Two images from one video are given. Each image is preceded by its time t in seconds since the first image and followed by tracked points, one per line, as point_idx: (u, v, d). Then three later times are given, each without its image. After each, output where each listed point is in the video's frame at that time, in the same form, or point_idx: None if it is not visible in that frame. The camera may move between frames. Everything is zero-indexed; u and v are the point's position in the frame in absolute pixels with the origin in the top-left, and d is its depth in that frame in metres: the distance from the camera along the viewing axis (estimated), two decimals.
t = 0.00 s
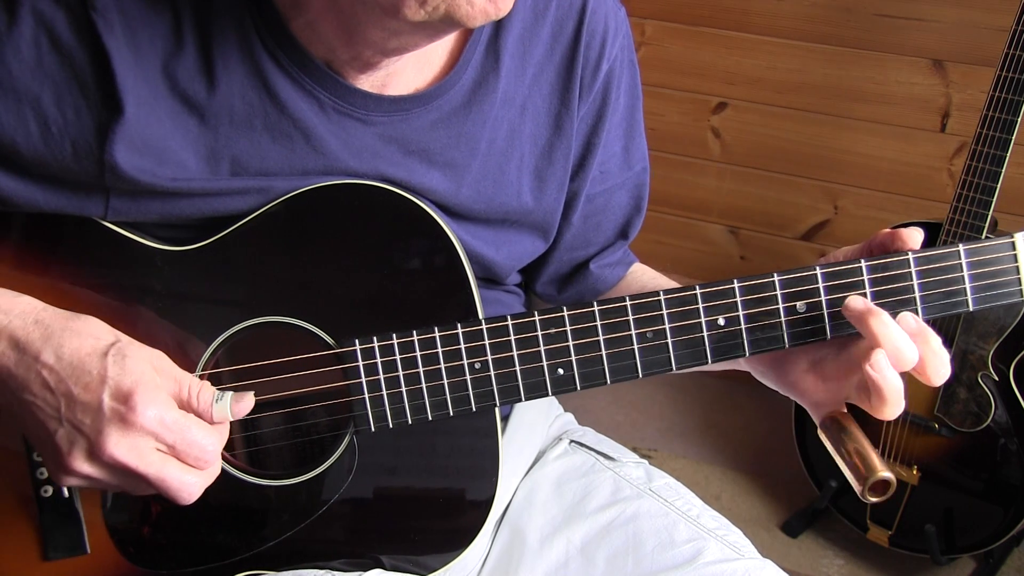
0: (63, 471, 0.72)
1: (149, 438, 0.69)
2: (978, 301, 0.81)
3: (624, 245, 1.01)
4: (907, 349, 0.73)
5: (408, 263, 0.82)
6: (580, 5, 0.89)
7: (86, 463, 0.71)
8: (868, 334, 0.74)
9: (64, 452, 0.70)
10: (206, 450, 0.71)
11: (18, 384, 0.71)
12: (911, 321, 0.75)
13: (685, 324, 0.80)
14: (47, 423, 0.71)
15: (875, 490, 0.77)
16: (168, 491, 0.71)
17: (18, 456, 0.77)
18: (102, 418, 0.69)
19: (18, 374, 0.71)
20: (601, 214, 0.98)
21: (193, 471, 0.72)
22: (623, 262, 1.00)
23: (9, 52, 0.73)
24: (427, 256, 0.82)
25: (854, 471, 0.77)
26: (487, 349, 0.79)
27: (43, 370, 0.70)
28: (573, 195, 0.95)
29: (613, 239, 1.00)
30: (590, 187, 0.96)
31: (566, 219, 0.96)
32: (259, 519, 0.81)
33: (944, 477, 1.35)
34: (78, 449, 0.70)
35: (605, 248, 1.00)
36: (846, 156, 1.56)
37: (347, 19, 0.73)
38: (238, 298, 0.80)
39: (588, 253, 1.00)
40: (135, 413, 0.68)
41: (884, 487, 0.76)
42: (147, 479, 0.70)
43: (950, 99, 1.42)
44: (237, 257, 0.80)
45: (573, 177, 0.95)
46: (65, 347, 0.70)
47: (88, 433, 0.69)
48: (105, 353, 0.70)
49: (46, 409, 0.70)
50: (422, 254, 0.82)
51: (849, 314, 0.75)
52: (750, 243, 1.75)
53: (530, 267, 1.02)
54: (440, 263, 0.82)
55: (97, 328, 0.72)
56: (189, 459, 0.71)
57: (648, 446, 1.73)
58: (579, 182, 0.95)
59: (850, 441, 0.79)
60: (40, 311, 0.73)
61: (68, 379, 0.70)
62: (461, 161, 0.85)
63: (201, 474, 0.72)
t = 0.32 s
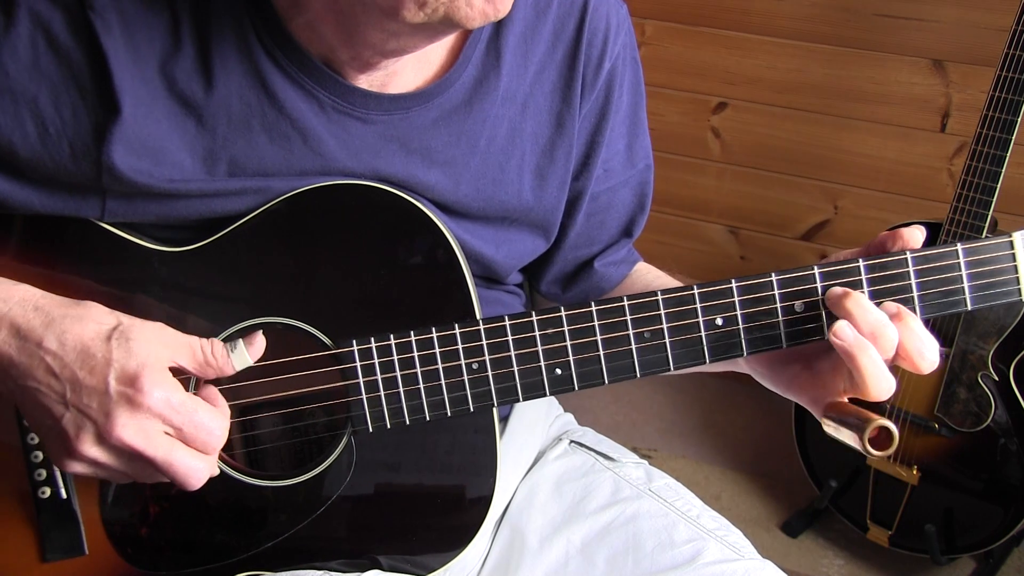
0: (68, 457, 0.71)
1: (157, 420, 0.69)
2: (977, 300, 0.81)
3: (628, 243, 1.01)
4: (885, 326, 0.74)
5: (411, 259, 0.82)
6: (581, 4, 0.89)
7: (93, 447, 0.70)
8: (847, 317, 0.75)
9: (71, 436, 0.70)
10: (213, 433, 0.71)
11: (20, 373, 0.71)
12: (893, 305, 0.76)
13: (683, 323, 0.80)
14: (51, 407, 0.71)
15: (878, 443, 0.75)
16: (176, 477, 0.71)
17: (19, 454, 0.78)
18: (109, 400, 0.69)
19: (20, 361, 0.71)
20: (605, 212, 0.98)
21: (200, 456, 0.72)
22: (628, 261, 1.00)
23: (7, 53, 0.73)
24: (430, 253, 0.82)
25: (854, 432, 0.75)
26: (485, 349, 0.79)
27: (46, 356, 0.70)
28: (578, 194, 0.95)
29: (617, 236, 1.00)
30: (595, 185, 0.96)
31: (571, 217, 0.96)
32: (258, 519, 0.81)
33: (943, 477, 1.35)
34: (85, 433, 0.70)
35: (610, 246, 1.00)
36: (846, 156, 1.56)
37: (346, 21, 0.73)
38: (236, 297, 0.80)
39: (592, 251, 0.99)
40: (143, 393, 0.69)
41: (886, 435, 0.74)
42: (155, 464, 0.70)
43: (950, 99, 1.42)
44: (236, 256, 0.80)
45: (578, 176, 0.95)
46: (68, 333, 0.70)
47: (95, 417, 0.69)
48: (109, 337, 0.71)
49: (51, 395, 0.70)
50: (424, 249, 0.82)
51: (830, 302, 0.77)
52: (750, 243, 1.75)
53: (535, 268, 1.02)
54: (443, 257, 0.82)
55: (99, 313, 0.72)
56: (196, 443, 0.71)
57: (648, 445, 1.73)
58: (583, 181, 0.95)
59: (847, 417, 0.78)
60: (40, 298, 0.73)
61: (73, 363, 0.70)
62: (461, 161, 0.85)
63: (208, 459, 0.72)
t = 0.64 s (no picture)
0: (51, 480, 0.72)
1: (136, 449, 0.69)
2: (975, 299, 0.81)
3: (638, 247, 1.01)
4: (904, 324, 0.73)
5: (398, 259, 0.82)
6: (580, 7, 0.89)
7: (72, 474, 0.71)
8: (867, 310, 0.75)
9: (53, 462, 0.71)
10: (194, 463, 0.71)
11: (7, 396, 0.71)
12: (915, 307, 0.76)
13: (682, 323, 0.80)
14: (35, 432, 0.71)
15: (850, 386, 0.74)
16: (156, 502, 0.71)
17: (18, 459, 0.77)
18: (90, 428, 0.69)
19: (6, 382, 0.71)
20: (613, 217, 0.98)
21: (181, 483, 0.72)
22: (637, 265, 1.00)
23: (4, 54, 0.74)
24: (417, 250, 0.82)
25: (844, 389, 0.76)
26: (485, 348, 0.79)
27: (31, 379, 0.70)
28: (582, 199, 0.95)
29: (625, 241, 1.00)
30: (599, 194, 0.96)
31: (574, 223, 0.96)
32: (258, 519, 0.81)
33: (944, 477, 1.35)
34: (66, 459, 0.70)
35: (618, 251, 1.00)
36: (846, 156, 1.56)
37: (345, 20, 0.73)
38: (237, 298, 0.80)
39: (601, 257, 1.00)
40: (123, 423, 0.68)
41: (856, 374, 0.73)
42: (134, 489, 0.70)
43: (950, 99, 1.42)
44: (237, 258, 0.80)
45: (581, 183, 0.95)
46: (54, 357, 0.70)
47: (75, 443, 0.69)
48: (94, 363, 0.71)
49: (35, 418, 0.71)
50: (411, 248, 0.82)
51: (850, 301, 0.78)
52: (750, 243, 1.74)
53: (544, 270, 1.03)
54: (431, 256, 0.82)
55: (86, 337, 0.73)
56: (176, 471, 0.71)
57: (648, 446, 1.73)
58: (585, 188, 0.94)
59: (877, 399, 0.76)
60: (29, 320, 0.73)
61: (56, 389, 0.70)
62: (460, 163, 0.85)
63: (188, 486, 0.72)
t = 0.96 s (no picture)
0: (60, 466, 0.72)
1: (146, 430, 0.70)
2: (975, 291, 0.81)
3: (657, 243, 1.00)
4: (986, 294, 0.74)
5: (400, 263, 0.82)
6: (576, 5, 0.89)
7: (83, 457, 0.71)
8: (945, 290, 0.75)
9: (62, 446, 0.71)
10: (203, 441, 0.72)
11: (13, 383, 0.71)
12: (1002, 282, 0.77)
13: (681, 319, 0.80)
14: (43, 418, 0.71)
15: (933, 340, 0.73)
16: (165, 483, 0.72)
17: (20, 458, 0.78)
18: (99, 411, 0.69)
19: (13, 370, 0.71)
20: (628, 214, 0.98)
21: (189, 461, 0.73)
22: (658, 262, 1.00)
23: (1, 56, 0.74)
24: (420, 255, 0.82)
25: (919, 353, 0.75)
26: (485, 346, 0.79)
27: (38, 365, 0.71)
28: (590, 194, 0.95)
29: (646, 238, 0.99)
30: (610, 189, 0.95)
31: (586, 218, 0.97)
32: (258, 519, 0.81)
33: (944, 476, 1.35)
34: (74, 443, 0.70)
35: (639, 250, 0.99)
36: (846, 156, 1.56)
37: (338, 17, 0.73)
38: (237, 297, 0.80)
39: (622, 255, 0.99)
40: (132, 405, 0.69)
41: (941, 325, 0.72)
42: (144, 471, 0.70)
43: (950, 99, 1.42)
44: (236, 256, 0.80)
45: (586, 177, 0.95)
46: (61, 342, 0.71)
47: (86, 427, 0.70)
48: (101, 348, 0.71)
49: (43, 404, 0.71)
50: (414, 251, 0.82)
51: (920, 278, 0.77)
52: (751, 243, 1.74)
53: (564, 265, 1.04)
54: (432, 262, 0.82)
55: (92, 323, 0.73)
56: (185, 450, 0.72)
57: (649, 446, 1.73)
58: (592, 182, 0.95)
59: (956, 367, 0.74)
60: (34, 309, 0.73)
61: (64, 374, 0.70)
62: (459, 162, 0.85)
63: (196, 464, 0.73)
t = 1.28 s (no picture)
0: (58, 470, 0.72)
1: (147, 435, 0.70)
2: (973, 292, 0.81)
3: (661, 238, 1.00)
4: (982, 295, 0.74)
5: (402, 265, 0.82)
6: (574, 4, 0.89)
7: (84, 461, 0.71)
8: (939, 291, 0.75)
9: (63, 450, 0.71)
10: (205, 452, 0.71)
11: (14, 386, 0.71)
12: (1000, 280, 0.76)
13: (680, 320, 0.80)
14: (43, 421, 0.71)
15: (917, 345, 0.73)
16: (165, 493, 0.71)
17: (19, 459, 0.78)
18: (100, 415, 0.69)
19: (14, 374, 0.71)
20: (630, 211, 0.98)
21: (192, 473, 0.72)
22: (663, 256, 1.00)
23: None
24: (421, 257, 0.82)
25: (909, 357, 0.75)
26: (484, 346, 0.79)
27: (39, 368, 0.71)
28: (592, 193, 0.95)
29: (647, 234, 1.00)
30: (611, 187, 0.95)
31: (589, 217, 0.97)
32: (258, 519, 0.81)
33: (944, 476, 1.35)
34: (76, 448, 0.70)
35: (642, 245, 1.00)
36: (845, 156, 1.56)
37: (336, 18, 0.73)
38: (237, 298, 0.80)
39: (625, 253, 1.00)
40: (133, 409, 0.69)
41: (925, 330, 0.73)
42: (144, 478, 0.70)
43: (950, 99, 1.42)
44: (235, 257, 0.80)
45: (587, 175, 0.94)
46: (62, 346, 0.71)
47: (86, 431, 0.70)
48: (103, 352, 0.71)
49: (42, 408, 0.71)
50: (416, 253, 0.82)
51: (917, 280, 0.77)
52: (751, 243, 1.74)
53: (567, 266, 1.04)
54: (433, 263, 0.82)
55: (93, 327, 0.73)
56: (186, 460, 0.71)
57: (649, 446, 1.73)
58: (593, 181, 0.94)
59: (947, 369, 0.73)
60: (34, 312, 0.73)
61: (65, 377, 0.70)
62: (457, 162, 0.85)
63: (198, 477, 0.72)
